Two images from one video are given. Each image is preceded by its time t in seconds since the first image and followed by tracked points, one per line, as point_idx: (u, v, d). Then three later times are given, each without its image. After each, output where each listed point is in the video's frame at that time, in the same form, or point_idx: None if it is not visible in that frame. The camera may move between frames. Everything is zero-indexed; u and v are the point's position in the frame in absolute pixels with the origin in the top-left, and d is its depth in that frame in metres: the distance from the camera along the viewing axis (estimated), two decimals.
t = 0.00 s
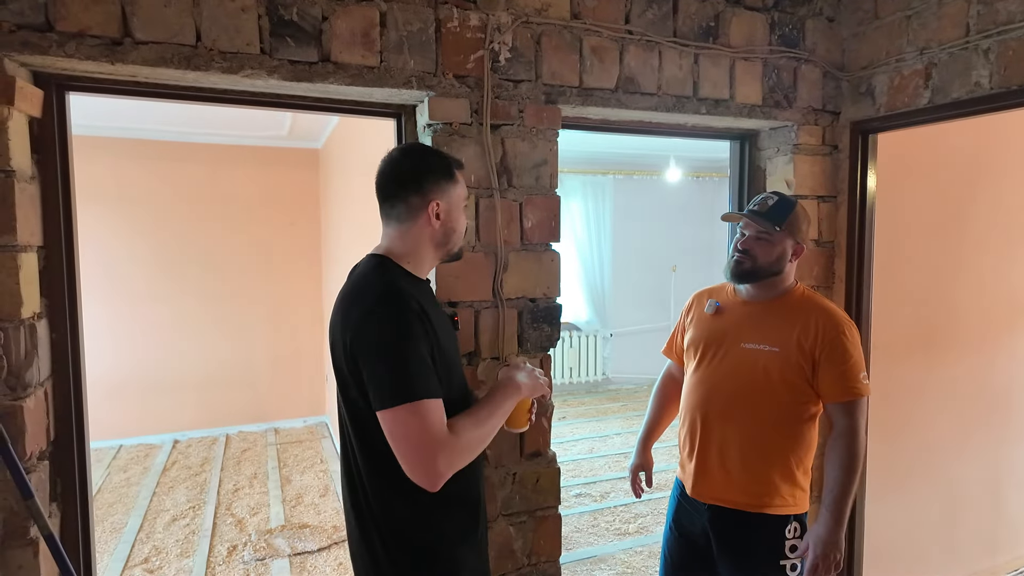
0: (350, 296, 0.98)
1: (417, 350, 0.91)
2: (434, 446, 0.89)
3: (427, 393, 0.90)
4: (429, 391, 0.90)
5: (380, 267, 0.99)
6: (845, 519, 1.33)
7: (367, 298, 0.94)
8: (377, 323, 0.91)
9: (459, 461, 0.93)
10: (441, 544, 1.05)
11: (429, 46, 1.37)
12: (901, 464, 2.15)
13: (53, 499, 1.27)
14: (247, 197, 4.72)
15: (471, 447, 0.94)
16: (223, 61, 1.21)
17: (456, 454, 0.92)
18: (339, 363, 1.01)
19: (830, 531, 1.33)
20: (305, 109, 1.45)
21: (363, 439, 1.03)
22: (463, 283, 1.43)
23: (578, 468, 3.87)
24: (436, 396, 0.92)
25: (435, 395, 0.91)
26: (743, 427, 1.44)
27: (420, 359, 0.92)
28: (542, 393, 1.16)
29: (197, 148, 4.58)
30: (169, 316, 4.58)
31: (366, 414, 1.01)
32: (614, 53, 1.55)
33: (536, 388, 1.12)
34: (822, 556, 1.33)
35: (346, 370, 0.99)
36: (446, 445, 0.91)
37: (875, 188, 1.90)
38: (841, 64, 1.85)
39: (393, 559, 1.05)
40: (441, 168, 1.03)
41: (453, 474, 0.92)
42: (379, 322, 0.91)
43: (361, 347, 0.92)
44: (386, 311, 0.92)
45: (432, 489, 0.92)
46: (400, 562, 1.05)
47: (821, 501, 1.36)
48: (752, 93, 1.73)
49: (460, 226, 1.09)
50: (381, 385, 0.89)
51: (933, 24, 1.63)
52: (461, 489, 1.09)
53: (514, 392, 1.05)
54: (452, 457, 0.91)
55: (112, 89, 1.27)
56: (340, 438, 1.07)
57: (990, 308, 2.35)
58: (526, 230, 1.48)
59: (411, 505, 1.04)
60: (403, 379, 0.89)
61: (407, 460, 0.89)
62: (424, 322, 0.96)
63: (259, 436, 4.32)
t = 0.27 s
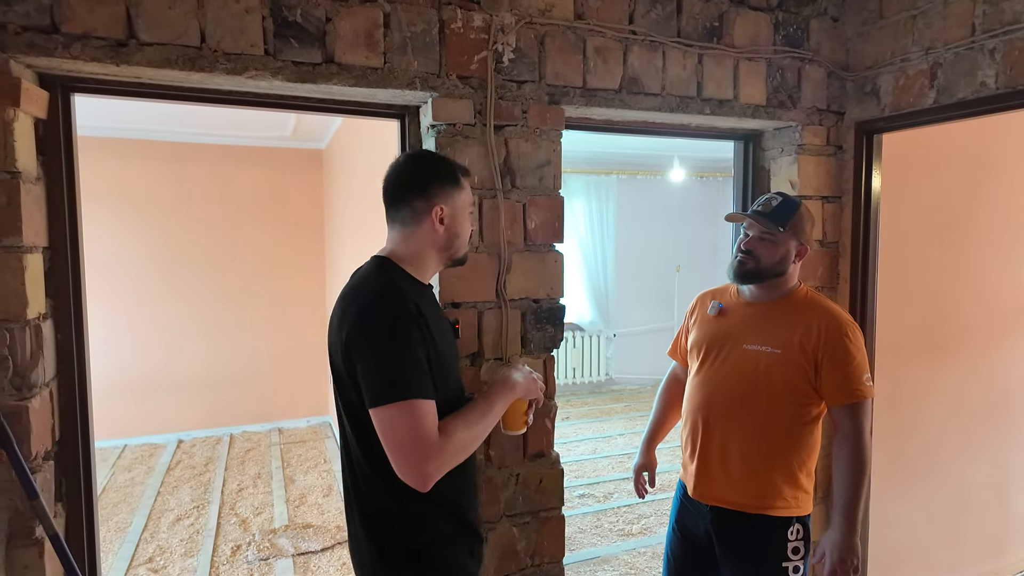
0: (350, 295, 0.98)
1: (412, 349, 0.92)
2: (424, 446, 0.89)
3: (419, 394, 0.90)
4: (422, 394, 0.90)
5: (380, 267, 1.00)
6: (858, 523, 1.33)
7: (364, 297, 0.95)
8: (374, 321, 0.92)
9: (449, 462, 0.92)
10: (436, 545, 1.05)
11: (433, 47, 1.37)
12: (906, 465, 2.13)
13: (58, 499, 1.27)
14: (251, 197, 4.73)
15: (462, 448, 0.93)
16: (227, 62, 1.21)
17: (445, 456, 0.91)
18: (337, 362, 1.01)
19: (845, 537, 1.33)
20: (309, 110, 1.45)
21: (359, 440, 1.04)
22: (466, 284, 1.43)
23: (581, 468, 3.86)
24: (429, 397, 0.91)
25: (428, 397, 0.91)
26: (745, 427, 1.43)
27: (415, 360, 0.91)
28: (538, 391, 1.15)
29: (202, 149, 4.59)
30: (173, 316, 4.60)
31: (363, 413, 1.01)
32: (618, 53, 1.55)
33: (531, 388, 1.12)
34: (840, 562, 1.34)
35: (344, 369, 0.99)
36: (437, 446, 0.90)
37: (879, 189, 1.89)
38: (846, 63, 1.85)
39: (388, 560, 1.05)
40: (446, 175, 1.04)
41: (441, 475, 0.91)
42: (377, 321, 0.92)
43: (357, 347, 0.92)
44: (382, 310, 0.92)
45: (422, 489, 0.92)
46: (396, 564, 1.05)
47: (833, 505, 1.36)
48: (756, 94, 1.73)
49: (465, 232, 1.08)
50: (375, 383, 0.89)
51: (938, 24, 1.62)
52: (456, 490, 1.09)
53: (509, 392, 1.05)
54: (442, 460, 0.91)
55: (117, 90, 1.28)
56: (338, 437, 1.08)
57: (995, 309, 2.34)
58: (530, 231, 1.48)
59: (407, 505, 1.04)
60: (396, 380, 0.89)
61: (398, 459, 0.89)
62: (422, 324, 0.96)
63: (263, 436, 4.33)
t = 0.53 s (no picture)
0: (332, 293, 0.98)
1: (397, 345, 0.92)
2: (412, 446, 0.89)
3: (406, 391, 0.90)
4: (406, 391, 0.90)
5: (364, 266, 1.00)
6: (858, 524, 1.32)
7: (347, 295, 0.95)
8: (357, 318, 0.92)
9: (439, 461, 0.92)
10: (415, 548, 1.05)
11: (436, 48, 1.37)
12: (910, 466, 2.13)
13: (63, 498, 1.27)
14: (254, 197, 4.74)
15: (450, 447, 0.93)
16: (231, 63, 1.21)
17: (434, 455, 0.91)
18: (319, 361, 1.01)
19: (845, 538, 1.32)
20: (312, 110, 1.45)
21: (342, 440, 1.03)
22: (469, 285, 1.43)
23: (584, 469, 3.86)
24: (415, 394, 0.91)
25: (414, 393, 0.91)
26: (748, 428, 1.43)
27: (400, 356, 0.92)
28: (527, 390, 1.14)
29: (205, 149, 4.60)
30: (176, 316, 4.61)
31: (347, 412, 1.01)
32: (620, 54, 1.55)
33: (520, 391, 1.11)
34: (838, 563, 1.33)
35: (326, 367, 0.99)
36: (425, 444, 0.90)
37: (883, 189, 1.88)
38: (849, 63, 1.84)
39: (366, 561, 1.05)
40: (426, 173, 1.04)
41: (431, 474, 0.91)
42: (360, 318, 0.92)
43: (341, 343, 0.92)
44: (365, 307, 0.92)
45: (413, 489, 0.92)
46: (373, 565, 1.05)
47: (834, 506, 1.35)
48: (759, 94, 1.72)
49: (446, 231, 1.08)
50: (359, 379, 0.89)
51: (943, 24, 1.62)
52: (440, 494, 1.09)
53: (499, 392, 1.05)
54: (432, 459, 0.91)
55: (121, 91, 1.28)
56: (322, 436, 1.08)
57: (1000, 310, 2.33)
58: (533, 231, 1.48)
59: (387, 506, 1.04)
60: (380, 376, 0.89)
61: (387, 460, 0.89)
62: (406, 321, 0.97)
63: (266, 436, 4.33)
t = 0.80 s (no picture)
0: (291, 290, 0.96)
1: (353, 345, 0.89)
2: (359, 453, 0.86)
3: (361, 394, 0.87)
4: (362, 394, 0.88)
5: (324, 263, 0.98)
6: (856, 523, 1.32)
7: (305, 292, 0.93)
8: (312, 317, 0.90)
9: (388, 471, 0.89)
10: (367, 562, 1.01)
11: (437, 48, 1.37)
12: (913, 466, 2.12)
13: (64, 498, 1.28)
14: (256, 197, 4.75)
15: (402, 458, 0.90)
16: (233, 63, 1.21)
17: (382, 465, 0.88)
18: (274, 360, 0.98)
19: (840, 536, 1.32)
20: (314, 110, 1.45)
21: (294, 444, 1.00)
22: (469, 285, 1.43)
23: (586, 469, 3.86)
24: (371, 398, 0.89)
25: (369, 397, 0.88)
26: (751, 429, 1.43)
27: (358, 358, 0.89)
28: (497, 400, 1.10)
29: (207, 149, 4.60)
30: (178, 316, 4.61)
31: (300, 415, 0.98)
32: (622, 53, 1.54)
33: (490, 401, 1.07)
34: (833, 561, 1.32)
35: (281, 367, 0.96)
36: (375, 452, 0.87)
37: (886, 189, 1.88)
38: (852, 62, 1.84)
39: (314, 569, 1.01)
40: (391, 166, 1.03)
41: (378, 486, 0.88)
42: (317, 316, 0.90)
43: (295, 342, 0.90)
44: (323, 305, 0.90)
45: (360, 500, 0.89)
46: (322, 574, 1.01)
47: (833, 505, 1.35)
48: (761, 94, 1.72)
49: (412, 226, 1.08)
50: (312, 379, 0.87)
51: (946, 23, 1.61)
52: (397, 507, 1.05)
53: (461, 405, 1.01)
54: (379, 469, 0.87)
55: (123, 91, 1.28)
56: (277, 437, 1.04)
57: (1003, 310, 2.32)
58: (535, 231, 1.48)
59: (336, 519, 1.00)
60: (335, 377, 0.86)
61: (332, 467, 0.86)
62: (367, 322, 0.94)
63: (267, 436, 4.33)
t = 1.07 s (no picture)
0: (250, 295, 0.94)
1: (303, 360, 0.88)
2: (278, 477, 0.83)
3: (296, 418, 0.85)
4: (302, 415, 0.86)
5: (288, 268, 0.97)
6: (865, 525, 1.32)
7: (265, 299, 0.91)
8: (264, 327, 0.88)
9: (304, 504, 0.85)
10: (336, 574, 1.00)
11: (438, 48, 1.37)
12: (914, 466, 2.12)
13: (65, 499, 1.28)
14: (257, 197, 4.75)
15: (323, 493, 0.86)
16: (234, 63, 1.21)
17: (299, 496, 0.84)
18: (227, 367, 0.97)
19: (851, 539, 1.32)
20: (314, 109, 1.45)
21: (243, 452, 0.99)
22: (470, 285, 1.43)
23: (587, 470, 3.86)
24: (307, 422, 0.87)
25: (306, 422, 0.86)
26: (752, 430, 1.43)
27: (305, 374, 0.88)
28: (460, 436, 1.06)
29: (207, 149, 4.60)
30: (179, 316, 4.62)
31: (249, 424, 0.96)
32: (623, 53, 1.54)
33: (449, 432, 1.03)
34: (845, 564, 1.33)
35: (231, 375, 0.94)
36: (295, 483, 0.84)
37: (888, 189, 1.87)
38: (853, 62, 1.84)
39: None
40: (370, 170, 1.04)
41: (291, 516, 0.85)
42: (266, 328, 0.88)
43: (243, 351, 0.88)
44: (277, 315, 0.89)
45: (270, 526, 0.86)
46: None
47: (840, 508, 1.35)
48: (762, 93, 1.72)
49: (387, 231, 1.09)
50: (251, 394, 0.85)
51: (947, 23, 1.61)
52: (360, 519, 1.04)
53: (410, 442, 0.97)
54: (295, 499, 0.84)
55: (124, 91, 1.28)
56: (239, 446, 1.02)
57: (1004, 310, 2.32)
58: (536, 231, 1.48)
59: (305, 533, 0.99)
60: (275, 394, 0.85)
61: (250, 485, 0.84)
62: (323, 336, 0.93)
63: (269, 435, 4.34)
